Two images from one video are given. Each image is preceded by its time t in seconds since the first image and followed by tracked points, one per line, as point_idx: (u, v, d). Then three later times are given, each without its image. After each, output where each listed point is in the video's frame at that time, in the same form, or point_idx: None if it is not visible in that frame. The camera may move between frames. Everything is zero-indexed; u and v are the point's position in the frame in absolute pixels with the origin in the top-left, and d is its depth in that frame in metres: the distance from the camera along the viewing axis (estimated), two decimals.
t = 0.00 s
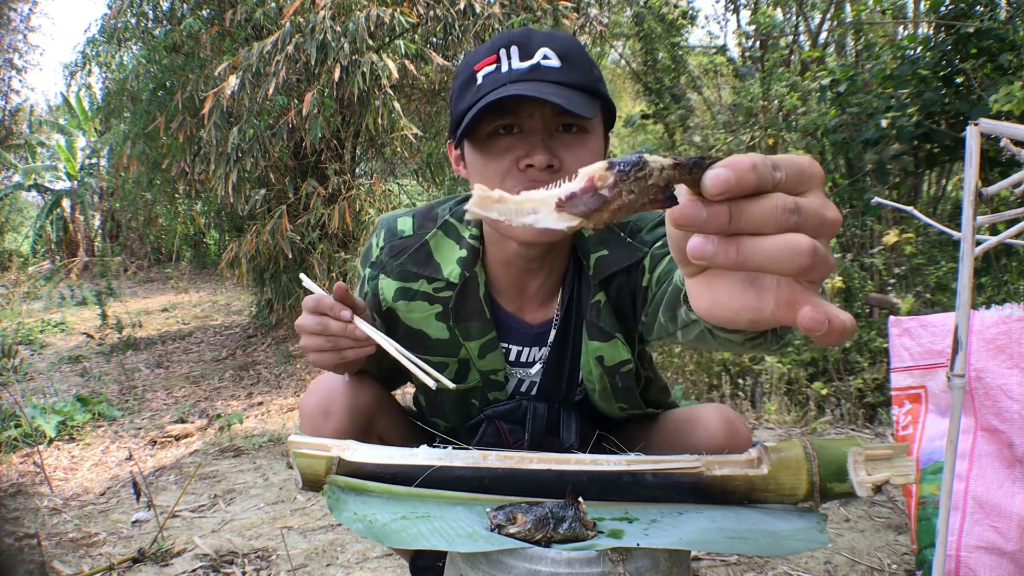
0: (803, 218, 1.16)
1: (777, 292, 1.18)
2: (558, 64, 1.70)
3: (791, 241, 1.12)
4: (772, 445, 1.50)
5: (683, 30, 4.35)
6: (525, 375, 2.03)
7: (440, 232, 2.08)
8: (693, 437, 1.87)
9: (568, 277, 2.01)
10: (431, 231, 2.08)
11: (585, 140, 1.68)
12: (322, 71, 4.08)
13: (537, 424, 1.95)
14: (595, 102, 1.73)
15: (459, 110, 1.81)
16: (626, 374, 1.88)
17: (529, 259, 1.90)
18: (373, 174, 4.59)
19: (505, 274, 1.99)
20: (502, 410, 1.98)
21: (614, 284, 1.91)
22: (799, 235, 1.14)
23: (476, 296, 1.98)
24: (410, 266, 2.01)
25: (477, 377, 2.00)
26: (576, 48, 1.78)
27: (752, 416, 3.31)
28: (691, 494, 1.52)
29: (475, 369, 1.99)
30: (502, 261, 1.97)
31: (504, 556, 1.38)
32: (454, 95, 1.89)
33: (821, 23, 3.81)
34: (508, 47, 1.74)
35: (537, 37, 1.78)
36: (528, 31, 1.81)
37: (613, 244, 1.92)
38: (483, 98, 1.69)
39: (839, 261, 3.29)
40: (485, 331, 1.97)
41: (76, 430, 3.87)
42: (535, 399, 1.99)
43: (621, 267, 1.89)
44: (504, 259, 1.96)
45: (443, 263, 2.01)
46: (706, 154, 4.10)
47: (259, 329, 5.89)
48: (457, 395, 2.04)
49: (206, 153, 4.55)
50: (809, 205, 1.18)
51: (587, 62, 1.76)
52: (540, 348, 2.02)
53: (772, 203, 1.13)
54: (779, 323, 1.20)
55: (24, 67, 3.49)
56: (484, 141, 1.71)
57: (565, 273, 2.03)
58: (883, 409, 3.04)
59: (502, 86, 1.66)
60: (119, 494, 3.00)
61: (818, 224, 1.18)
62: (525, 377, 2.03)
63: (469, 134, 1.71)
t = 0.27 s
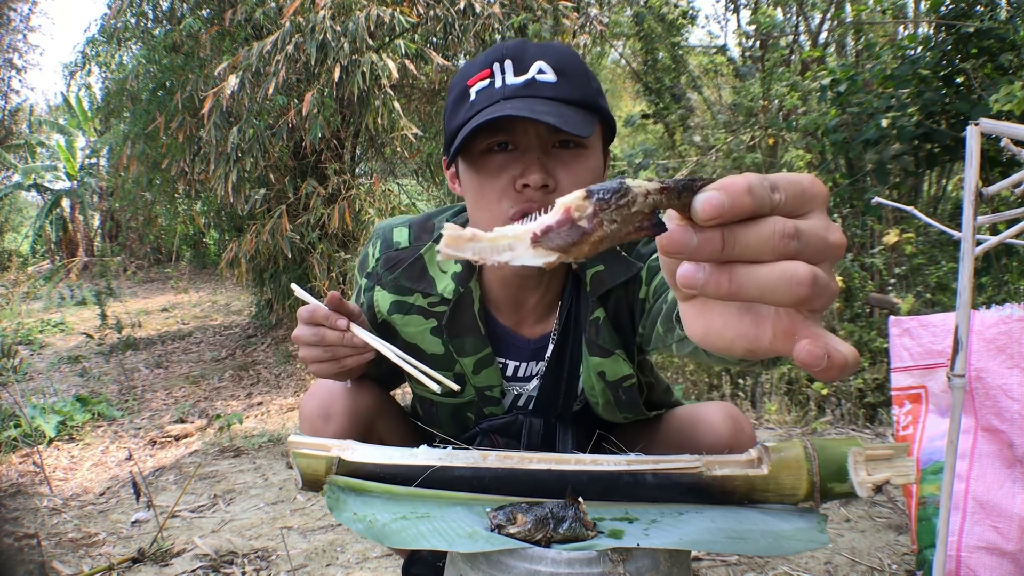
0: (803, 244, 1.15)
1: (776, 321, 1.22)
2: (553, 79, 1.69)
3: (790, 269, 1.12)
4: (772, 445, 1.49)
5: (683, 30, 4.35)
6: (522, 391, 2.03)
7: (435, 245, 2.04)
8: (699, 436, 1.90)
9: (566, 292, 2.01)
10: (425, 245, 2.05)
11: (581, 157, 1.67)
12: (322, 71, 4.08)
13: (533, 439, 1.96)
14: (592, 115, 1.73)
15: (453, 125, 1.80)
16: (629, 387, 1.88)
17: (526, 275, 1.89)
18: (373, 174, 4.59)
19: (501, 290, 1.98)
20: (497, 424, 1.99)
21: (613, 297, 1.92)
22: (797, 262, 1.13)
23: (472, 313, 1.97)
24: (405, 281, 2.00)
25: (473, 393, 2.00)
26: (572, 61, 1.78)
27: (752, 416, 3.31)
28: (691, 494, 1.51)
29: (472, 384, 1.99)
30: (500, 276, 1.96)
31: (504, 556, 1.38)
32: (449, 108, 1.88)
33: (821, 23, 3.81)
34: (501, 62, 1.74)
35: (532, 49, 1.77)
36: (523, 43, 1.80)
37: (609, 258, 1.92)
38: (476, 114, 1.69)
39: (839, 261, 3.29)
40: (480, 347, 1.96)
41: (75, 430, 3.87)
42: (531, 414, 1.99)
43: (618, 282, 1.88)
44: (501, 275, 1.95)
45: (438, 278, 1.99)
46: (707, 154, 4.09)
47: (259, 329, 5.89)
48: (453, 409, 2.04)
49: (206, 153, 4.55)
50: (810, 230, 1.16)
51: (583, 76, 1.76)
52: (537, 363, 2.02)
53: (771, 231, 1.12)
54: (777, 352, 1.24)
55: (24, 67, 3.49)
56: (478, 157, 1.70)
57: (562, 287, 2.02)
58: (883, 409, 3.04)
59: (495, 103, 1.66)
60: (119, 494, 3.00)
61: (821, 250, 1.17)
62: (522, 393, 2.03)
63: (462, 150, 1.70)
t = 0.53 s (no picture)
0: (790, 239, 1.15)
1: (765, 319, 1.22)
2: (557, 88, 1.70)
3: (777, 263, 1.11)
4: (772, 445, 1.49)
5: (684, 30, 4.34)
6: (523, 395, 2.03)
7: (436, 248, 2.06)
8: (700, 435, 1.90)
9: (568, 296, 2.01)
10: (426, 246, 2.06)
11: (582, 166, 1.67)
12: (322, 71, 4.07)
13: (532, 443, 1.94)
14: (594, 124, 1.73)
15: (455, 131, 1.81)
16: (630, 391, 1.88)
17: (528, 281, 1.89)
18: (373, 174, 4.58)
19: (502, 293, 1.98)
20: (498, 427, 1.99)
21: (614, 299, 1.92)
22: (784, 257, 1.12)
23: (472, 316, 1.96)
24: (405, 283, 2.00)
25: (474, 396, 2.01)
26: (575, 68, 1.77)
27: (752, 416, 3.30)
28: (691, 494, 1.51)
29: (472, 387, 2.00)
30: (501, 281, 1.95)
31: (504, 556, 1.38)
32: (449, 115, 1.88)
33: (821, 23, 3.80)
34: (504, 69, 1.74)
35: (535, 55, 1.77)
36: (526, 47, 1.80)
37: (611, 261, 1.90)
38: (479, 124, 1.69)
39: (840, 261, 3.29)
40: (480, 350, 1.95)
41: (75, 430, 3.87)
42: (532, 417, 1.98)
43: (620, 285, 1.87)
44: (503, 280, 1.94)
45: (438, 281, 2.00)
46: (707, 153, 4.09)
47: (259, 329, 5.88)
48: (455, 412, 2.06)
49: (206, 153, 4.54)
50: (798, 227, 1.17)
51: (585, 84, 1.76)
52: (538, 366, 2.02)
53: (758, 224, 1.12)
54: (764, 350, 1.23)
55: (23, 66, 3.48)
56: (479, 165, 1.68)
57: (564, 290, 2.02)
58: (884, 409, 3.04)
59: (498, 114, 1.68)
60: (119, 494, 3.00)
61: (813, 247, 1.17)
62: (522, 397, 2.03)
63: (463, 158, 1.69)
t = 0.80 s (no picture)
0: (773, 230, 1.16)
1: (751, 308, 1.22)
2: (549, 87, 1.69)
3: (756, 252, 1.12)
4: (772, 445, 1.49)
5: (684, 29, 4.34)
6: (526, 393, 2.02)
7: (435, 249, 2.06)
8: (700, 432, 1.89)
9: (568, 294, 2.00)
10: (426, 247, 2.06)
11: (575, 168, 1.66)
12: (322, 70, 4.07)
13: (536, 441, 1.92)
14: (588, 125, 1.72)
15: (451, 130, 1.83)
16: (630, 388, 1.88)
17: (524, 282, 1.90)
18: (373, 174, 4.58)
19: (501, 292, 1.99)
20: (501, 426, 1.96)
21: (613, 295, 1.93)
22: (766, 247, 1.13)
23: (472, 316, 1.96)
24: (405, 284, 2.00)
25: (475, 395, 2.01)
26: (571, 68, 1.76)
27: (753, 416, 3.30)
28: (691, 494, 1.51)
29: (474, 387, 1.99)
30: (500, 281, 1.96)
31: (504, 556, 1.37)
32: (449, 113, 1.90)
33: (821, 22, 3.80)
34: (499, 70, 1.75)
35: (532, 55, 1.76)
36: (524, 47, 1.79)
37: (609, 258, 1.92)
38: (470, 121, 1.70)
39: (840, 261, 3.28)
40: (482, 350, 1.95)
41: (75, 430, 3.87)
42: (534, 415, 1.96)
43: (618, 281, 1.88)
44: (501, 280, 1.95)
45: (439, 281, 2.00)
46: (707, 153, 4.08)
47: (259, 329, 5.88)
48: (456, 411, 2.06)
49: (206, 153, 4.54)
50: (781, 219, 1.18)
51: (581, 83, 1.75)
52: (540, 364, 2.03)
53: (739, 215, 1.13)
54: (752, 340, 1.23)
55: (23, 66, 3.48)
56: (471, 166, 1.71)
57: (564, 289, 2.02)
58: (884, 409, 3.04)
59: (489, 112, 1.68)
60: (119, 494, 3.00)
61: (799, 236, 1.19)
62: (524, 395, 2.02)
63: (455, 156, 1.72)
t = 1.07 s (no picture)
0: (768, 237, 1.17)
1: (748, 310, 1.25)
2: (552, 83, 1.70)
3: (751, 260, 1.13)
4: (772, 445, 1.49)
5: (684, 30, 4.34)
6: (527, 386, 2.00)
7: (436, 244, 2.06)
8: (697, 428, 1.89)
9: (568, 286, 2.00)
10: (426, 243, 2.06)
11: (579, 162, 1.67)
12: (322, 70, 4.07)
13: (538, 434, 1.91)
14: (591, 120, 1.72)
15: (455, 125, 1.82)
16: (626, 381, 1.88)
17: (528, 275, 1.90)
18: (373, 174, 4.58)
19: (504, 286, 1.98)
20: (503, 419, 1.94)
21: (613, 288, 1.94)
22: (760, 255, 1.15)
23: (473, 310, 1.97)
24: (408, 278, 2.00)
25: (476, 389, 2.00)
26: (573, 64, 1.77)
27: (753, 416, 3.30)
28: (691, 494, 1.51)
29: (474, 380, 1.98)
30: (502, 274, 1.96)
31: (504, 556, 1.38)
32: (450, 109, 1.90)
33: (821, 22, 3.80)
34: (502, 65, 1.75)
35: (534, 51, 1.77)
36: (526, 44, 1.80)
37: (609, 251, 1.94)
38: (476, 117, 1.70)
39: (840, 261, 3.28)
40: (482, 343, 1.95)
41: (75, 430, 3.87)
42: (535, 408, 1.95)
43: (618, 272, 1.90)
44: (503, 273, 1.95)
45: (440, 276, 2.00)
46: (707, 153, 4.08)
47: (259, 329, 5.88)
48: (457, 405, 2.04)
49: (206, 153, 4.54)
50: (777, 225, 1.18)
51: (582, 79, 1.75)
52: (540, 357, 2.02)
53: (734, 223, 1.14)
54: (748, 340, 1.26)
55: (23, 66, 3.48)
56: (477, 160, 1.70)
57: (564, 281, 2.01)
58: (884, 409, 3.03)
59: (494, 107, 1.68)
60: (119, 494, 3.00)
61: (791, 243, 1.19)
62: (526, 388, 2.01)
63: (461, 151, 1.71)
